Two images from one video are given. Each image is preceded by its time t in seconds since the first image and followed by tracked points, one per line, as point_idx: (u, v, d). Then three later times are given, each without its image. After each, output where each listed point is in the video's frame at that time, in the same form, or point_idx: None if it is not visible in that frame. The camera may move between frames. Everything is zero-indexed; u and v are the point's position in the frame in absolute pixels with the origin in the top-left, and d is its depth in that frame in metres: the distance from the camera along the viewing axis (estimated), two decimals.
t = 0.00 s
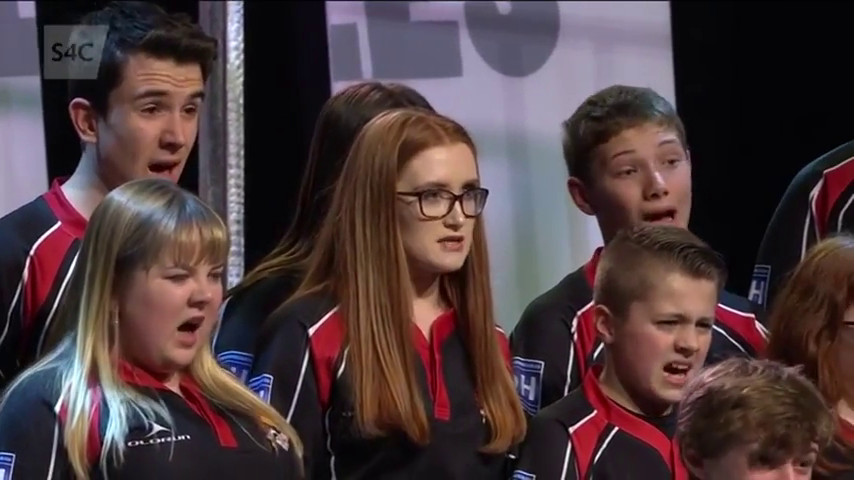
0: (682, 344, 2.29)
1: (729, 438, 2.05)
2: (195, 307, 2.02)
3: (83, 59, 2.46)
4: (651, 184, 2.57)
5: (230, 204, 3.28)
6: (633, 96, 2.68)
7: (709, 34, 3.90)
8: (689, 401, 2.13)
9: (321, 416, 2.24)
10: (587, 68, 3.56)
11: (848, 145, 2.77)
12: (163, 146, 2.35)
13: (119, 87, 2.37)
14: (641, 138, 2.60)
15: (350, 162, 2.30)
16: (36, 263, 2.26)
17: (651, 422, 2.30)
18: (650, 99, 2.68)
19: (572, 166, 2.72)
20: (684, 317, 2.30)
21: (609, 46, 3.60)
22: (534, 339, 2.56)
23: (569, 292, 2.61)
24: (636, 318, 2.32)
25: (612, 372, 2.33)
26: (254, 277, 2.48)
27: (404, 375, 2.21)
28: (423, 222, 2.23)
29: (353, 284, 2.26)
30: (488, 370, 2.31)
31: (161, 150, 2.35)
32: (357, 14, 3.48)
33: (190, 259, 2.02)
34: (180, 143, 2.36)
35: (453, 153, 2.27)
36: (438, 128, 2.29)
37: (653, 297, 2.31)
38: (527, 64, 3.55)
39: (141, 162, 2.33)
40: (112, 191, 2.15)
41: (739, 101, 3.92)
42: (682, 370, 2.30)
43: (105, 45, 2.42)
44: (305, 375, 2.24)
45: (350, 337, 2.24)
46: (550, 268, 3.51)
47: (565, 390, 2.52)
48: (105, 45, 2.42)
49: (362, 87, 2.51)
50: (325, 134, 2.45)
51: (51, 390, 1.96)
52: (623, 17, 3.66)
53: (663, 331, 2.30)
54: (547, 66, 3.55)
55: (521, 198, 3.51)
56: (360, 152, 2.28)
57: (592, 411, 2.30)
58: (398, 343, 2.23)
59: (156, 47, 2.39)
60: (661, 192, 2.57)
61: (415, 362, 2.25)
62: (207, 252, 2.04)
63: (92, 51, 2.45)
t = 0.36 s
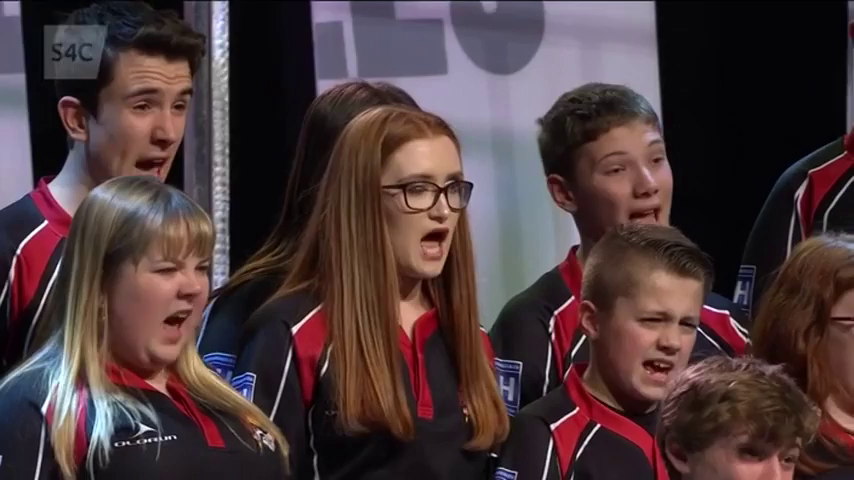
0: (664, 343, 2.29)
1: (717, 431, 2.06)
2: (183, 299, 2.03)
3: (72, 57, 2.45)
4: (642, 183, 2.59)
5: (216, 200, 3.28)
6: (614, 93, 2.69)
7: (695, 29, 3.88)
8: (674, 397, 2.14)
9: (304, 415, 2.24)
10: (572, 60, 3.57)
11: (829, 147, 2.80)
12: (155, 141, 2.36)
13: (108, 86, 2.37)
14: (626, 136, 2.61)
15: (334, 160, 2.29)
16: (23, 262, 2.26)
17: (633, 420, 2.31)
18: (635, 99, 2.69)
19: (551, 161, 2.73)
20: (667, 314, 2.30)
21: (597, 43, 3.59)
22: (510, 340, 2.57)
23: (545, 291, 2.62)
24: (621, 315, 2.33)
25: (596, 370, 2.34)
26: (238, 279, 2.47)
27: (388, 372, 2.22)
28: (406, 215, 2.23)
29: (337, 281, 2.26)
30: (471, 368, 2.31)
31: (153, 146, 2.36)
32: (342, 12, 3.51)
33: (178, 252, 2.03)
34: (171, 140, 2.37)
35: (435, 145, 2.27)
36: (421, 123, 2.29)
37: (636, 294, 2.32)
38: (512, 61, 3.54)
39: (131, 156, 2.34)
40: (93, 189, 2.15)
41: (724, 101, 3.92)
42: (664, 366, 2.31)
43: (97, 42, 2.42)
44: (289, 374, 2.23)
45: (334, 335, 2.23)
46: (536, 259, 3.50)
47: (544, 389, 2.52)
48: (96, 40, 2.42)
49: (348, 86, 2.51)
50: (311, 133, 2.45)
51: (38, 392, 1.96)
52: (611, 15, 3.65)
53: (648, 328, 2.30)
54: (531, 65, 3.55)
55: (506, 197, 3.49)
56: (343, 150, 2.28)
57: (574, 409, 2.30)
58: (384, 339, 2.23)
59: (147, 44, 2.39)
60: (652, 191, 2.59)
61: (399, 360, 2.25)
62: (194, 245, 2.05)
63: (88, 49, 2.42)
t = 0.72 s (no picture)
0: (655, 338, 2.29)
1: (703, 428, 2.07)
2: (173, 290, 2.03)
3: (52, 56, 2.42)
4: (641, 174, 2.59)
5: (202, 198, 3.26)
6: (607, 88, 2.71)
7: (683, 30, 3.88)
8: (660, 395, 2.14)
9: (290, 413, 2.24)
10: (559, 59, 3.55)
11: (817, 145, 2.79)
12: (142, 136, 2.36)
13: (93, 82, 2.37)
14: (622, 128, 2.63)
15: (316, 160, 2.29)
16: (8, 260, 2.26)
17: (624, 419, 2.31)
18: (627, 93, 2.71)
19: (545, 158, 2.72)
20: (656, 310, 2.31)
21: (586, 41, 3.58)
22: (497, 339, 2.57)
23: (530, 289, 2.63)
24: (610, 310, 2.33)
25: (587, 367, 2.34)
26: (223, 276, 2.46)
27: (373, 370, 2.22)
28: (389, 211, 2.24)
29: (321, 280, 2.26)
30: (456, 366, 2.31)
31: (140, 141, 2.36)
32: (328, 8, 3.47)
33: (168, 242, 2.04)
34: (157, 134, 2.37)
35: (417, 142, 2.27)
36: (403, 119, 2.30)
37: (625, 289, 2.33)
38: (499, 58, 3.53)
39: (121, 150, 2.34)
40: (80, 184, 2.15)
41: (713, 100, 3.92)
42: (656, 361, 2.30)
43: (80, 39, 2.40)
44: (274, 373, 2.23)
45: (319, 334, 2.23)
46: (523, 255, 3.51)
47: (528, 390, 2.53)
48: (80, 39, 2.40)
49: (331, 82, 2.51)
50: (296, 127, 2.45)
51: (26, 390, 1.97)
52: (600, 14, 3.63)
53: (638, 323, 2.30)
54: (518, 63, 3.54)
55: (492, 194, 3.50)
56: (326, 146, 2.28)
57: (565, 407, 2.30)
58: (367, 336, 2.23)
59: (132, 40, 2.39)
60: (650, 182, 2.60)
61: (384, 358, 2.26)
62: (182, 236, 2.06)
63: (70, 47, 2.40)
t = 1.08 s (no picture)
0: (646, 335, 2.30)
1: (691, 426, 2.06)
2: (148, 285, 2.05)
3: (37, 52, 2.46)
4: (627, 174, 2.59)
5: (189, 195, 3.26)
6: (594, 86, 2.70)
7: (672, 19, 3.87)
8: (645, 392, 2.14)
9: (280, 410, 2.24)
10: (548, 55, 3.52)
11: (808, 141, 2.78)
12: (125, 131, 2.40)
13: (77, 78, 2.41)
14: (606, 128, 2.62)
15: (307, 155, 2.29)
16: None
17: (614, 415, 2.31)
18: (615, 90, 2.70)
19: (534, 155, 2.72)
20: (648, 307, 2.31)
21: (574, 38, 3.53)
22: (487, 335, 2.56)
23: (520, 286, 2.63)
24: (601, 308, 2.33)
25: (578, 364, 2.34)
26: (213, 274, 2.46)
27: (361, 367, 2.21)
28: (380, 208, 2.23)
29: (311, 277, 2.26)
30: (446, 362, 2.31)
31: (123, 136, 2.40)
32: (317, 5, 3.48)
33: (141, 235, 2.05)
34: (141, 129, 2.42)
35: (408, 140, 2.27)
36: (395, 117, 2.29)
37: (617, 285, 2.32)
38: (488, 56, 3.50)
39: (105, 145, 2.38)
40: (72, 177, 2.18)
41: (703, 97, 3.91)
42: (645, 359, 2.31)
43: (62, 35, 2.46)
44: (265, 370, 2.23)
45: (308, 330, 2.23)
46: (511, 251, 3.47)
47: (517, 388, 2.53)
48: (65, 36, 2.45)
49: (324, 78, 2.51)
50: (285, 123, 2.45)
51: (15, 387, 1.98)
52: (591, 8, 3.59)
53: (629, 320, 2.30)
54: (507, 59, 3.51)
55: (480, 190, 3.49)
56: (316, 143, 2.27)
57: (556, 403, 2.30)
58: (356, 333, 2.22)
59: (114, 34, 2.45)
60: (637, 182, 2.59)
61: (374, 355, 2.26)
62: (158, 230, 2.07)
63: (51, 42, 2.46)
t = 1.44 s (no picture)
0: (636, 328, 2.29)
1: (679, 428, 2.06)
2: (132, 274, 2.05)
3: (22, 48, 2.44)
4: (615, 167, 2.59)
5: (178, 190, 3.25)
6: (581, 79, 2.70)
7: (659, 14, 3.88)
8: (635, 389, 2.15)
9: (271, 406, 2.23)
10: (533, 51, 3.54)
11: (795, 138, 2.77)
12: (112, 126, 2.40)
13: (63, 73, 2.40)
14: (596, 119, 2.62)
15: (300, 149, 2.27)
16: None
17: (602, 411, 2.30)
18: (603, 84, 2.70)
19: (521, 151, 2.72)
20: (638, 299, 2.30)
21: (560, 34, 3.57)
22: (473, 330, 2.56)
23: (508, 281, 2.62)
24: (591, 302, 2.33)
25: (568, 359, 2.34)
26: (200, 269, 2.45)
27: (353, 365, 2.20)
28: (375, 203, 2.23)
29: (302, 273, 2.24)
30: (438, 358, 2.30)
31: (110, 131, 2.40)
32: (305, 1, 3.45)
33: (120, 224, 2.05)
34: (128, 124, 2.42)
35: (399, 133, 2.26)
36: (386, 111, 2.29)
37: (607, 279, 2.32)
38: (475, 51, 3.51)
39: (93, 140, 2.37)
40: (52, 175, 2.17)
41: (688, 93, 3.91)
42: (636, 353, 2.30)
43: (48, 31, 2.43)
44: (255, 365, 2.22)
45: (299, 326, 2.22)
46: (498, 246, 3.48)
47: (507, 383, 2.52)
48: (48, 29, 2.44)
49: (310, 72, 2.50)
50: (273, 118, 2.44)
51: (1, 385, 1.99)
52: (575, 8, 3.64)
53: (620, 312, 2.30)
54: (493, 55, 3.51)
55: (467, 186, 3.48)
56: (308, 143, 2.26)
57: (543, 400, 2.30)
58: (348, 329, 2.22)
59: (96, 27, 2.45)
60: (624, 175, 2.59)
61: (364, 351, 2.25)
62: (138, 218, 2.07)
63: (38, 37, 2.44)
